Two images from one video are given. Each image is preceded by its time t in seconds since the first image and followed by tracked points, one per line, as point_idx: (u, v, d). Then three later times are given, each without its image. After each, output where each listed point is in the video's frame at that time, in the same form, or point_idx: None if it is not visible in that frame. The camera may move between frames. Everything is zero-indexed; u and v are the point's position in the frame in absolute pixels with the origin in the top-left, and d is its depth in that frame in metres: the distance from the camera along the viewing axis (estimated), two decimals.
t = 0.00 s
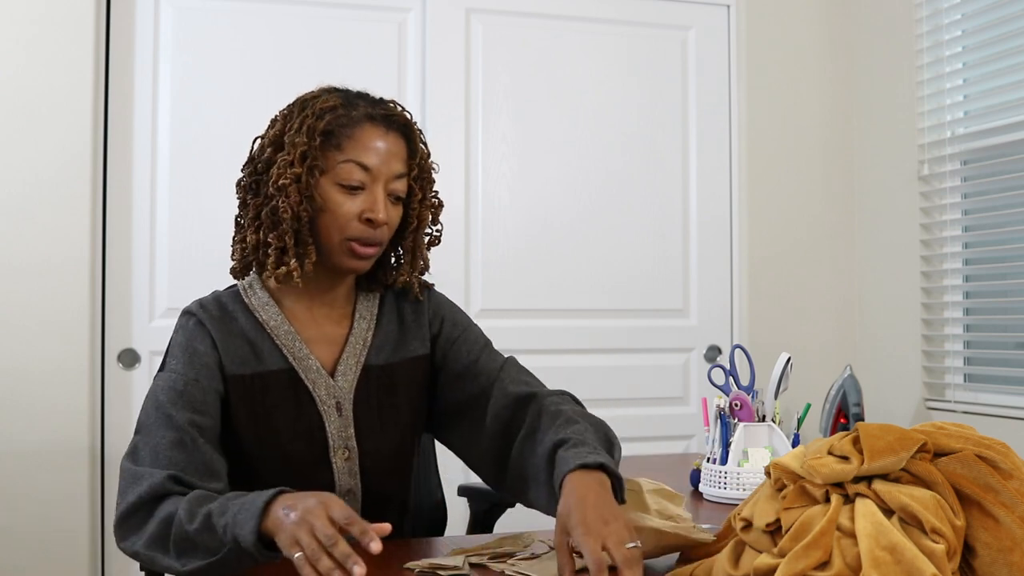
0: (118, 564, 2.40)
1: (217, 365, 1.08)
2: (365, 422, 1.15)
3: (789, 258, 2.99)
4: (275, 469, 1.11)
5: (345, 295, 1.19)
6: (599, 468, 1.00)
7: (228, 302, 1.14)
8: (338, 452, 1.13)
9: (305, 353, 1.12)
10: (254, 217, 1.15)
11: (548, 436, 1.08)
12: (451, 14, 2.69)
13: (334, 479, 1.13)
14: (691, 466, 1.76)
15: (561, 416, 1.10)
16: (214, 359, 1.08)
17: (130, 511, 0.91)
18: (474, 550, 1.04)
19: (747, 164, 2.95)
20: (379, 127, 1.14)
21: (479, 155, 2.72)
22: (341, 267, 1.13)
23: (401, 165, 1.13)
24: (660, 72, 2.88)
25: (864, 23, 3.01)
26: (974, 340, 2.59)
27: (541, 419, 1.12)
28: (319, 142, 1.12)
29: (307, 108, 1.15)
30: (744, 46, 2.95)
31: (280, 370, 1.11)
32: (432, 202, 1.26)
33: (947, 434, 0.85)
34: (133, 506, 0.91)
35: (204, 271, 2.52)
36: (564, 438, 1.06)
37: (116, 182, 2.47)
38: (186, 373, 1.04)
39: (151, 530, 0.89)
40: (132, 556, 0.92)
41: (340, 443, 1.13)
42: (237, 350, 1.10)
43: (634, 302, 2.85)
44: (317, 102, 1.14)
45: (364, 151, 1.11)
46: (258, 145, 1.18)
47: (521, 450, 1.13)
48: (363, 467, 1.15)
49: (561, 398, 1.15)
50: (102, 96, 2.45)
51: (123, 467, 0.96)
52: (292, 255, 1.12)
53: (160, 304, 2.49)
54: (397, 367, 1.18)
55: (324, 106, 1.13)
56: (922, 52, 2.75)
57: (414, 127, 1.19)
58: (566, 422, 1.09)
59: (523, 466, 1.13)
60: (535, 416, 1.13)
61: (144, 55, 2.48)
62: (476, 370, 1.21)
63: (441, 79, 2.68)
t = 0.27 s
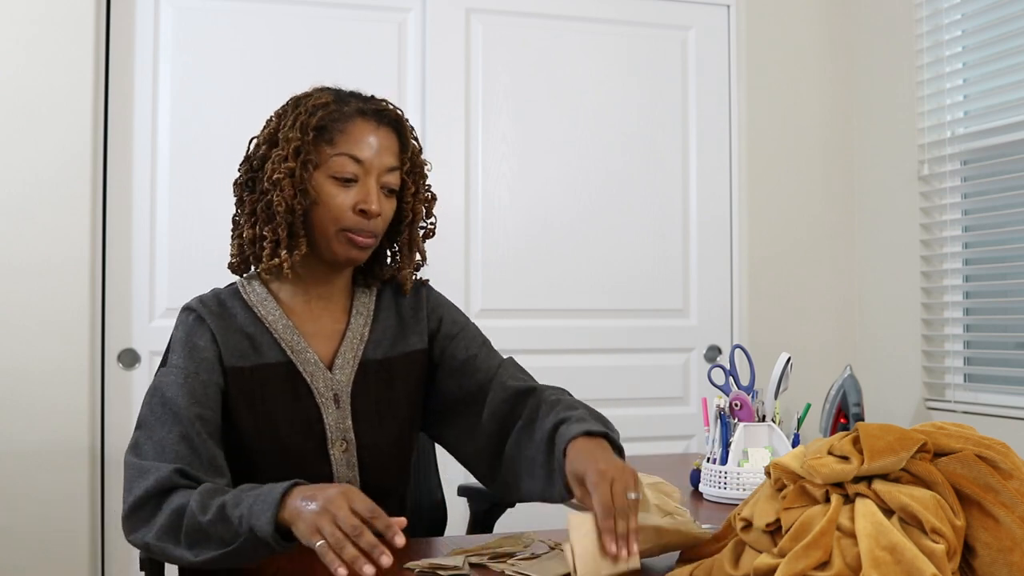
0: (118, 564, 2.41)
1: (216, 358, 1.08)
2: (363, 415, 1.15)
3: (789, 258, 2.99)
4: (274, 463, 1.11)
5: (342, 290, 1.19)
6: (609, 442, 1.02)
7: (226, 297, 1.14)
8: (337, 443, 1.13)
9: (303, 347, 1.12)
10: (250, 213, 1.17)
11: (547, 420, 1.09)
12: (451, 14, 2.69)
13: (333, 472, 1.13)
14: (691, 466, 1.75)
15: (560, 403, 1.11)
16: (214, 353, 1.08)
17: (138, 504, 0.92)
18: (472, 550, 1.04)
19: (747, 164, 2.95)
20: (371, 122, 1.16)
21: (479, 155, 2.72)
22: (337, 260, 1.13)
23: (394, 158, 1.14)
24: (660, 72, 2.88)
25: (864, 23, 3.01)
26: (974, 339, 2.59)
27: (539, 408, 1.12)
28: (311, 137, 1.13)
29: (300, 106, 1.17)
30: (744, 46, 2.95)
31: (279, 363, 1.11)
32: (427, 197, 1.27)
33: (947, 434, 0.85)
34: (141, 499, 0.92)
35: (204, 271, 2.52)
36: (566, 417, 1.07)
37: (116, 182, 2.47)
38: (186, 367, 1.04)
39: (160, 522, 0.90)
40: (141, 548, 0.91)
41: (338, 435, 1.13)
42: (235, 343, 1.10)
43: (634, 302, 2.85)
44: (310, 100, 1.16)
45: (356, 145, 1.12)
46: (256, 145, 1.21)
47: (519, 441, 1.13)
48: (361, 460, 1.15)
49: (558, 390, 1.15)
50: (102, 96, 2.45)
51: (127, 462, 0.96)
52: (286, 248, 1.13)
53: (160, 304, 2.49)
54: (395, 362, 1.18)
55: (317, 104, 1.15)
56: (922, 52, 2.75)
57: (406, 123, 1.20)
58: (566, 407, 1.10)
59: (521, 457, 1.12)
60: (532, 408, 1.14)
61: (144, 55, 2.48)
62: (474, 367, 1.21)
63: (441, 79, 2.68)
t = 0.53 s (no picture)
0: (118, 564, 2.41)
1: (223, 355, 1.08)
2: (365, 411, 1.15)
3: (789, 258, 2.98)
4: (278, 460, 1.10)
5: (342, 288, 1.19)
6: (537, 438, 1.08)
7: (227, 296, 1.13)
8: (339, 440, 1.13)
9: (305, 344, 1.13)
10: (247, 213, 1.18)
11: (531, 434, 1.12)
12: (451, 14, 2.69)
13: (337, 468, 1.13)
14: (691, 466, 1.76)
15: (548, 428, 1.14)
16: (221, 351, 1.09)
17: (172, 503, 0.96)
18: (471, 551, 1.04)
19: (747, 163, 2.95)
20: (361, 120, 1.16)
21: (479, 154, 2.72)
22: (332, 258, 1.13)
23: (386, 154, 1.14)
24: (660, 72, 2.88)
25: (864, 23, 3.01)
26: (974, 340, 2.59)
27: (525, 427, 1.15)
28: (303, 137, 1.14)
29: (291, 107, 1.17)
30: (744, 45, 2.95)
31: (281, 361, 1.11)
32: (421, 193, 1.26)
33: (947, 433, 0.84)
34: (176, 499, 0.96)
35: (204, 271, 2.52)
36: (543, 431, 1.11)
37: (116, 182, 2.47)
38: (196, 365, 1.06)
39: (201, 518, 0.95)
40: (182, 547, 0.96)
41: (341, 431, 1.13)
42: (239, 341, 1.10)
43: (634, 302, 2.85)
44: (301, 100, 1.17)
45: (346, 142, 1.13)
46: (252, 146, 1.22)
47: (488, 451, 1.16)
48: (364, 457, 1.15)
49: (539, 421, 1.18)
50: (102, 96, 2.45)
51: (154, 465, 1.00)
52: (282, 246, 1.14)
53: (160, 304, 2.49)
54: (396, 359, 1.18)
55: (307, 103, 1.16)
56: (922, 53, 2.75)
57: (398, 119, 1.20)
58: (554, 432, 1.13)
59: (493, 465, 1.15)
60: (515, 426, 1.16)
61: (144, 55, 2.48)
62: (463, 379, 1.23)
63: (441, 79, 2.68)
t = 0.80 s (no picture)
0: (118, 564, 2.41)
1: (224, 353, 1.09)
2: (365, 410, 1.15)
3: (789, 258, 2.98)
4: (279, 458, 1.11)
5: (342, 289, 1.19)
6: (485, 470, 1.07)
7: (229, 295, 1.14)
8: (338, 437, 1.13)
9: (306, 343, 1.13)
10: (249, 213, 1.19)
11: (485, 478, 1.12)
12: (451, 14, 2.69)
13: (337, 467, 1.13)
14: (691, 466, 1.76)
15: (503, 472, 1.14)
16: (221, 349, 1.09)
17: (175, 502, 0.99)
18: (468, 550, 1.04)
19: (747, 163, 2.95)
20: (364, 124, 1.16)
21: (479, 154, 2.72)
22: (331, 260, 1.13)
23: (387, 159, 1.14)
24: (660, 72, 2.88)
25: (864, 23, 3.01)
26: (974, 340, 2.59)
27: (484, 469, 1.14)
28: (305, 140, 1.14)
29: (295, 109, 1.18)
30: (744, 45, 2.95)
31: (282, 359, 1.11)
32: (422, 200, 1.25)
33: (948, 433, 0.84)
34: (181, 499, 0.99)
35: (204, 270, 2.52)
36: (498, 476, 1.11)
37: (116, 182, 2.47)
38: (196, 362, 1.06)
39: (205, 518, 0.97)
40: (187, 545, 0.99)
41: (341, 428, 1.13)
42: (240, 339, 1.10)
43: (634, 302, 2.85)
44: (305, 103, 1.17)
45: (347, 147, 1.13)
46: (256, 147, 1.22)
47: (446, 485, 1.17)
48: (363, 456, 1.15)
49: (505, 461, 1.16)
50: (102, 96, 2.45)
51: (157, 465, 1.02)
52: (282, 247, 1.14)
53: (160, 304, 2.49)
54: (396, 360, 1.18)
55: (311, 107, 1.16)
56: (922, 53, 2.75)
57: (401, 123, 1.20)
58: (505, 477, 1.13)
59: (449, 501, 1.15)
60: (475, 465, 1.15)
61: (144, 55, 2.48)
62: (440, 401, 1.20)
63: (441, 79, 2.68)
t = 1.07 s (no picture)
0: (118, 564, 2.41)
1: (224, 352, 1.09)
2: (365, 410, 1.15)
3: (789, 258, 2.98)
4: (278, 457, 1.11)
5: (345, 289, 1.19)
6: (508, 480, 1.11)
7: (230, 295, 1.14)
8: (339, 436, 1.13)
9: (307, 342, 1.13)
10: (253, 212, 1.19)
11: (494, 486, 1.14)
12: (451, 14, 2.69)
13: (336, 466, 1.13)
14: (690, 466, 1.76)
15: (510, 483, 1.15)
16: (221, 347, 1.09)
17: (162, 505, 1.00)
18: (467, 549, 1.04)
19: (747, 163, 2.95)
20: (368, 126, 1.16)
21: (479, 154, 2.72)
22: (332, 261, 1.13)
23: (391, 161, 1.14)
24: (660, 72, 2.88)
25: (864, 23, 3.01)
26: (974, 340, 2.59)
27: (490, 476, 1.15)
28: (309, 140, 1.14)
29: (301, 110, 1.18)
30: (744, 46, 2.95)
31: (282, 357, 1.11)
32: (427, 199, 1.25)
33: (947, 433, 0.84)
34: (170, 500, 1.00)
35: (204, 270, 2.52)
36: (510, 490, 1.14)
37: (116, 182, 2.47)
38: (195, 361, 1.07)
39: (189, 520, 0.99)
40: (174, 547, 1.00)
41: (341, 427, 1.13)
42: (240, 338, 1.10)
43: (634, 302, 2.85)
44: (310, 104, 1.17)
45: (351, 148, 1.13)
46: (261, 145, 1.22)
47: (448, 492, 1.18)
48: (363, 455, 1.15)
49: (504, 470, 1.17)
50: (102, 96, 2.45)
51: (148, 466, 1.03)
52: (285, 248, 1.14)
53: (160, 304, 2.49)
54: (398, 360, 1.18)
55: (316, 107, 1.16)
56: (922, 53, 2.75)
57: (406, 125, 1.20)
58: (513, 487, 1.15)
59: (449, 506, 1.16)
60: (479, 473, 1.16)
61: (144, 55, 2.48)
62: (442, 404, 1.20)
63: (441, 79, 2.68)
